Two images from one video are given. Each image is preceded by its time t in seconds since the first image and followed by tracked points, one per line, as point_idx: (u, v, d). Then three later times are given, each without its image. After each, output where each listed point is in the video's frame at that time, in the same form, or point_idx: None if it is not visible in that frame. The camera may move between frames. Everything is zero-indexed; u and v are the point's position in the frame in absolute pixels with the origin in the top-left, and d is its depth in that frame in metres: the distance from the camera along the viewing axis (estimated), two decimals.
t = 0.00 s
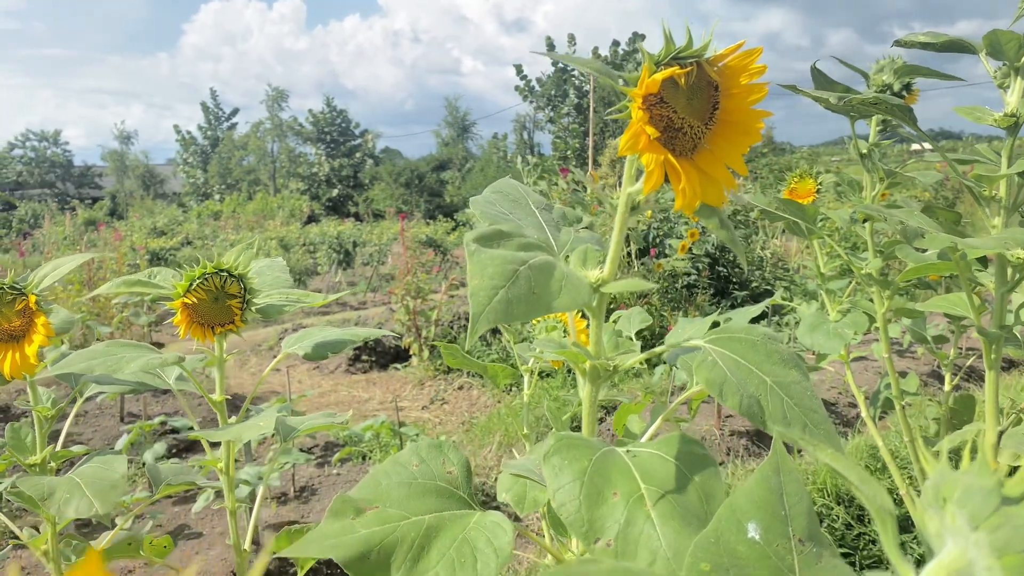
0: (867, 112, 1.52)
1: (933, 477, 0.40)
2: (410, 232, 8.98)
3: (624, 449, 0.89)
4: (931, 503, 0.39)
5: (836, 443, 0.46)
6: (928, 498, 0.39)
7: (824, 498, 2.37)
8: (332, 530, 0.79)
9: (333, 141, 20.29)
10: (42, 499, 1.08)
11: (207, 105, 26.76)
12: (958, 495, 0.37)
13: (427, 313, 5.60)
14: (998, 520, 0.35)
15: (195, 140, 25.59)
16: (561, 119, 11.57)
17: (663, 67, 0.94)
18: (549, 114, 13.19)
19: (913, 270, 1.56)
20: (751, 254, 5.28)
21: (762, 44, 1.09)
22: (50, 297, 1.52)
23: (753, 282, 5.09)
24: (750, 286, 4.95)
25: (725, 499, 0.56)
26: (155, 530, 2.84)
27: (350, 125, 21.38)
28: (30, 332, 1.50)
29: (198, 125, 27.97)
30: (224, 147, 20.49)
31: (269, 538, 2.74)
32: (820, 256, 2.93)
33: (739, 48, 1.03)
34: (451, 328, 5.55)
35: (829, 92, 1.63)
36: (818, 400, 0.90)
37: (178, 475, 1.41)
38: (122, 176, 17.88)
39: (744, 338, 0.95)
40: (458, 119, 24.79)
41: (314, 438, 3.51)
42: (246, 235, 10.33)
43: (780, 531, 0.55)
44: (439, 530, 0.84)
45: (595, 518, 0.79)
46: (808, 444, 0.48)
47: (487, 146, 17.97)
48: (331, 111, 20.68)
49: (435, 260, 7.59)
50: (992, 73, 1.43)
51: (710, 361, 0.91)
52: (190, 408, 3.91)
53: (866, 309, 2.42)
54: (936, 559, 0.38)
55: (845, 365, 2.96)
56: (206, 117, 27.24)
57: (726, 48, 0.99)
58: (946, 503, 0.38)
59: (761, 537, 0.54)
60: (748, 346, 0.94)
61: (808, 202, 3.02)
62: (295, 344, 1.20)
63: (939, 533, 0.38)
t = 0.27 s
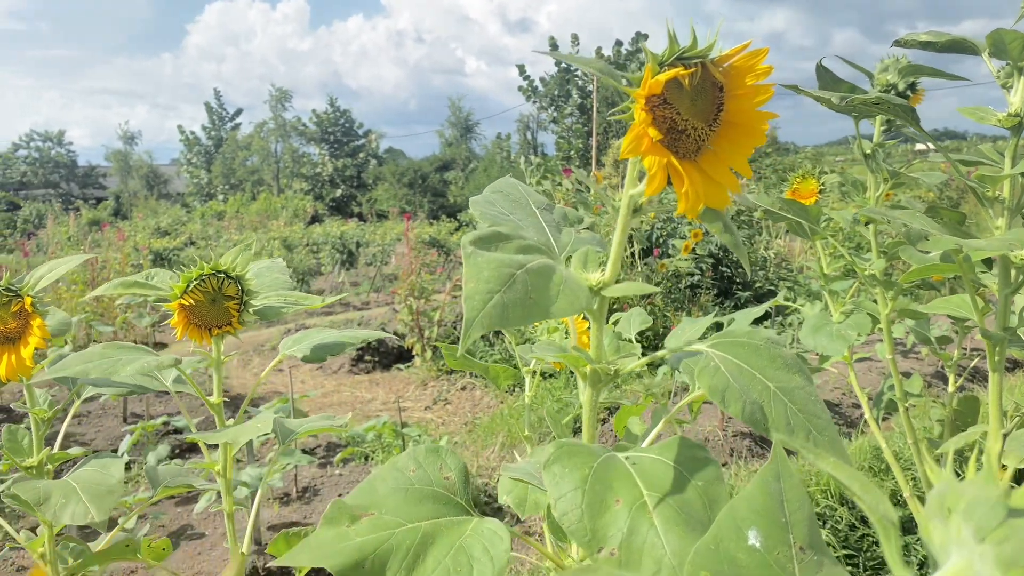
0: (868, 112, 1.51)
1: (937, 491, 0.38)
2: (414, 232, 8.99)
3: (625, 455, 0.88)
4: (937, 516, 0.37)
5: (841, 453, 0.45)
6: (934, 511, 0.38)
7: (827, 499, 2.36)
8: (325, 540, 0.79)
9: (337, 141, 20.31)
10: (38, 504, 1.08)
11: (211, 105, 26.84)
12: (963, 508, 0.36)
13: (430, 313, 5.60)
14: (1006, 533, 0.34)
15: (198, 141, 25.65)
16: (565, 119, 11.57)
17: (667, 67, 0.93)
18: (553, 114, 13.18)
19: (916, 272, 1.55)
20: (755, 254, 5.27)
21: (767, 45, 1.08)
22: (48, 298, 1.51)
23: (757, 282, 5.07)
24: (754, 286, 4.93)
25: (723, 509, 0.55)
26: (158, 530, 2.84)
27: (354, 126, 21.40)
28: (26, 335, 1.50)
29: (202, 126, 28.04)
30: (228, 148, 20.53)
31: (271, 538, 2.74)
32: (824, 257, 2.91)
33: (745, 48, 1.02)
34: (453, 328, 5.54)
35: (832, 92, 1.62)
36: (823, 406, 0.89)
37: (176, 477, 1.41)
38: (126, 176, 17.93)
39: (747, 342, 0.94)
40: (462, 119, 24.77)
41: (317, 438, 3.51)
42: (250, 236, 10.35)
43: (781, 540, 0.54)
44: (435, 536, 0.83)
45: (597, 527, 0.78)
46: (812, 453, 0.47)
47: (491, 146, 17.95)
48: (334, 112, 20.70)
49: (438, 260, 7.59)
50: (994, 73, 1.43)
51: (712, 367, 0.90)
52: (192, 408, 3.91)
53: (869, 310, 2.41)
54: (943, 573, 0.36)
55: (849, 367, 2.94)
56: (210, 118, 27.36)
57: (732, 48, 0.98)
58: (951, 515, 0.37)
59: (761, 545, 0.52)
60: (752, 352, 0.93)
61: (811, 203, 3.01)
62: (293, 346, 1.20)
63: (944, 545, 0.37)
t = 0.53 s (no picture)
0: (870, 113, 1.50)
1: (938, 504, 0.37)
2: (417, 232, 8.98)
3: (625, 462, 0.87)
4: (937, 530, 0.36)
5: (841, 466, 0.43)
6: (934, 524, 0.36)
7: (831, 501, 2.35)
8: (320, 545, 0.78)
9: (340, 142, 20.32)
10: (31, 507, 1.08)
11: (215, 106, 26.88)
12: (965, 523, 0.35)
13: (433, 313, 5.59)
14: (1007, 549, 0.33)
15: (202, 142, 25.68)
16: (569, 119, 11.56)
17: (672, 68, 0.92)
18: (556, 114, 13.15)
19: (917, 274, 1.53)
20: (758, 254, 5.24)
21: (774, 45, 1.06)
22: (44, 300, 1.50)
23: (760, 282, 5.05)
24: (757, 287, 4.91)
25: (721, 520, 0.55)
26: (159, 531, 2.84)
27: (357, 126, 21.40)
28: (21, 337, 1.49)
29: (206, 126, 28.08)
30: (231, 148, 20.55)
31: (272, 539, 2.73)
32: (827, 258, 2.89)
33: (752, 49, 1.01)
34: (456, 328, 5.53)
35: (835, 92, 1.60)
36: (827, 416, 0.88)
37: (173, 480, 1.40)
38: (130, 176, 17.95)
39: (750, 348, 0.93)
40: (465, 119, 24.76)
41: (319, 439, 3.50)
42: (253, 236, 10.34)
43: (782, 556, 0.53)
44: (433, 542, 0.82)
45: (594, 534, 0.76)
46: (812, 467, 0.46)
47: (494, 146, 17.94)
48: (338, 112, 20.71)
49: (441, 260, 7.58)
50: (997, 74, 1.42)
51: (715, 373, 0.89)
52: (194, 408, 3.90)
53: (872, 312, 2.39)
54: None
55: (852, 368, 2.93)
56: (214, 118, 27.39)
57: (739, 49, 0.97)
58: (952, 530, 0.35)
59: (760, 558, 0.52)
60: (755, 358, 0.91)
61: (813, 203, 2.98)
62: (291, 348, 1.18)
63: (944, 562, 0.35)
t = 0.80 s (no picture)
0: (871, 114, 1.48)
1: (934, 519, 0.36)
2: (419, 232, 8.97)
3: (626, 471, 0.86)
4: (936, 546, 0.35)
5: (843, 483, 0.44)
6: (931, 540, 0.36)
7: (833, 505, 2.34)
8: (318, 551, 0.77)
9: (343, 142, 20.33)
10: (25, 511, 1.09)
11: (219, 106, 26.93)
12: (963, 541, 0.34)
13: (435, 313, 5.58)
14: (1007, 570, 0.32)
15: (206, 142, 25.73)
16: (572, 119, 11.54)
17: (680, 71, 0.90)
18: (560, 114, 13.13)
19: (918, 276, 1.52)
20: (761, 255, 5.22)
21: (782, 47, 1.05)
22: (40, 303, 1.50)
23: (763, 283, 5.03)
24: (760, 288, 4.89)
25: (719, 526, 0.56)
26: (160, 532, 2.83)
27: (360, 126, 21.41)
28: (16, 340, 1.48)
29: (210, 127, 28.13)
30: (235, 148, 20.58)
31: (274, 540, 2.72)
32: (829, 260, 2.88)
33: (760, 52, 0.99)
34: (458, 329, 5.52)
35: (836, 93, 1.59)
36: (831, 423, 0.87)
37: (170, 484, 1.39)
38: (134, 177, 17.99)
39: (753, 355, 0.92)
40: (468, 120, 24.72)
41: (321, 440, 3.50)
42: (257, 236, 10.35)
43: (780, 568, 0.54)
44: (432, 550, 0.81)
45: (593, 546, 0.75)
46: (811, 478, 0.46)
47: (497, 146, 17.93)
48: (341, 112, 20.72)
49: (443, 260, 7.57)
50: (999, 75, 1.40)
51: (718, 380, 0.88)
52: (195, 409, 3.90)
53: (875, 313, 2.38)
54: None
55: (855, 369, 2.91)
56: (218, 119, 27.45)
57: (748, 52, 0.96)
58: (950, 546, 0.35)
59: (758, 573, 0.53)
60: (759, 365, 0.90)
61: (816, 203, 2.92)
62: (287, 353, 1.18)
63: None
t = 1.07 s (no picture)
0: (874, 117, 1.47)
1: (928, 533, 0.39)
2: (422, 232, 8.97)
3: (628, 483, 0.85)
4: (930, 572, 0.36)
5: (835, 506, 0.42)
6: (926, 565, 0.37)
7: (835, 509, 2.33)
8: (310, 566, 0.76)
9: (347, 142, 20.35)
10: (17, 518, 1.09)
11: (223, 107, 26.98)
12: (958, 564, 0.35)
13: (437, 314, 5.57)
14: None
15: (210, 142, 25.79)
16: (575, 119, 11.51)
17: (686, 76, 0.89)
18: (563, 114, 13.11)
19: (921, 281, 1.51)
20: (765, 255, 5.20)
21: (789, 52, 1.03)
22: (34, 307, 1.49)
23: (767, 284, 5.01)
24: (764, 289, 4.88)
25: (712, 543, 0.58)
26: (162, 533, 2.83)
27: (363, 126, 21.42)
28: (10, 345, 1.48)
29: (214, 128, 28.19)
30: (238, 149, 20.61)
31: (276, 542, 2.72)
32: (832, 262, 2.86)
33: (768, 58, 0.98)
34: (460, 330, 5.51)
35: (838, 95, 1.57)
36: (835, 437, 0.85)
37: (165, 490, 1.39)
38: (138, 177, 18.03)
39: (757, 366, 0.90)
40: (472, 119, 24.71)
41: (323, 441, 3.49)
42: (260, 236, 10.35)
43: None
44: (425, 564, 0.80)
45: (597, 561, 0.73)
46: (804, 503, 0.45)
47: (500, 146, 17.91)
48: (344, 112, 20.73)
49: (446, 261, 7.56)
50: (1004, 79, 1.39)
51: (721, 391, 0.86)
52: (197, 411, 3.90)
53: (877, 316, 2.36)
54: None
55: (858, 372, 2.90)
56: (222, 119, 27.50)
57: (755, 57, 0.94)
58: (945, 573, 0.36)
59: None
60: (762, 377, 0.89)
61: (818, 205, 2.92)
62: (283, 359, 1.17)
63: None
